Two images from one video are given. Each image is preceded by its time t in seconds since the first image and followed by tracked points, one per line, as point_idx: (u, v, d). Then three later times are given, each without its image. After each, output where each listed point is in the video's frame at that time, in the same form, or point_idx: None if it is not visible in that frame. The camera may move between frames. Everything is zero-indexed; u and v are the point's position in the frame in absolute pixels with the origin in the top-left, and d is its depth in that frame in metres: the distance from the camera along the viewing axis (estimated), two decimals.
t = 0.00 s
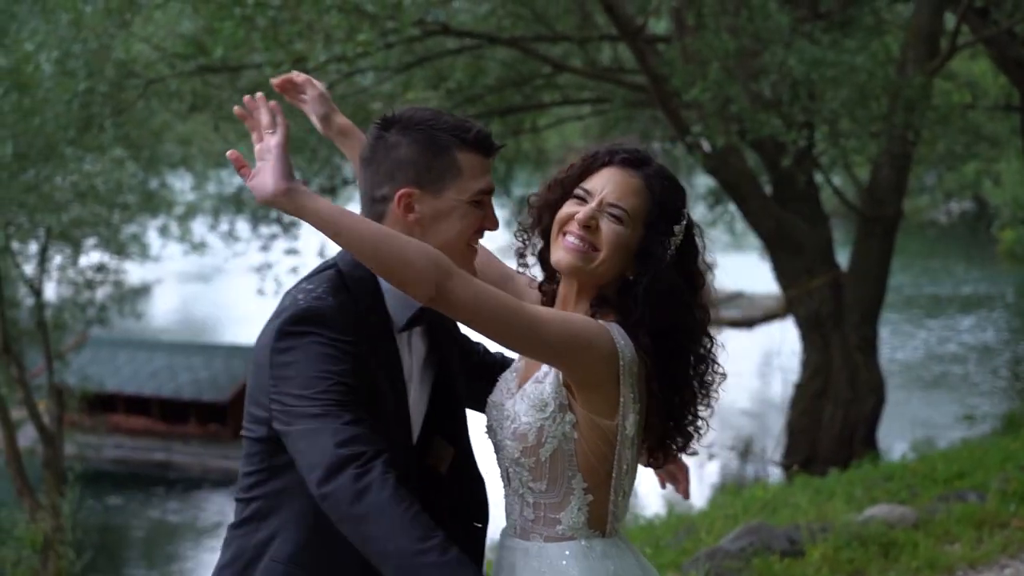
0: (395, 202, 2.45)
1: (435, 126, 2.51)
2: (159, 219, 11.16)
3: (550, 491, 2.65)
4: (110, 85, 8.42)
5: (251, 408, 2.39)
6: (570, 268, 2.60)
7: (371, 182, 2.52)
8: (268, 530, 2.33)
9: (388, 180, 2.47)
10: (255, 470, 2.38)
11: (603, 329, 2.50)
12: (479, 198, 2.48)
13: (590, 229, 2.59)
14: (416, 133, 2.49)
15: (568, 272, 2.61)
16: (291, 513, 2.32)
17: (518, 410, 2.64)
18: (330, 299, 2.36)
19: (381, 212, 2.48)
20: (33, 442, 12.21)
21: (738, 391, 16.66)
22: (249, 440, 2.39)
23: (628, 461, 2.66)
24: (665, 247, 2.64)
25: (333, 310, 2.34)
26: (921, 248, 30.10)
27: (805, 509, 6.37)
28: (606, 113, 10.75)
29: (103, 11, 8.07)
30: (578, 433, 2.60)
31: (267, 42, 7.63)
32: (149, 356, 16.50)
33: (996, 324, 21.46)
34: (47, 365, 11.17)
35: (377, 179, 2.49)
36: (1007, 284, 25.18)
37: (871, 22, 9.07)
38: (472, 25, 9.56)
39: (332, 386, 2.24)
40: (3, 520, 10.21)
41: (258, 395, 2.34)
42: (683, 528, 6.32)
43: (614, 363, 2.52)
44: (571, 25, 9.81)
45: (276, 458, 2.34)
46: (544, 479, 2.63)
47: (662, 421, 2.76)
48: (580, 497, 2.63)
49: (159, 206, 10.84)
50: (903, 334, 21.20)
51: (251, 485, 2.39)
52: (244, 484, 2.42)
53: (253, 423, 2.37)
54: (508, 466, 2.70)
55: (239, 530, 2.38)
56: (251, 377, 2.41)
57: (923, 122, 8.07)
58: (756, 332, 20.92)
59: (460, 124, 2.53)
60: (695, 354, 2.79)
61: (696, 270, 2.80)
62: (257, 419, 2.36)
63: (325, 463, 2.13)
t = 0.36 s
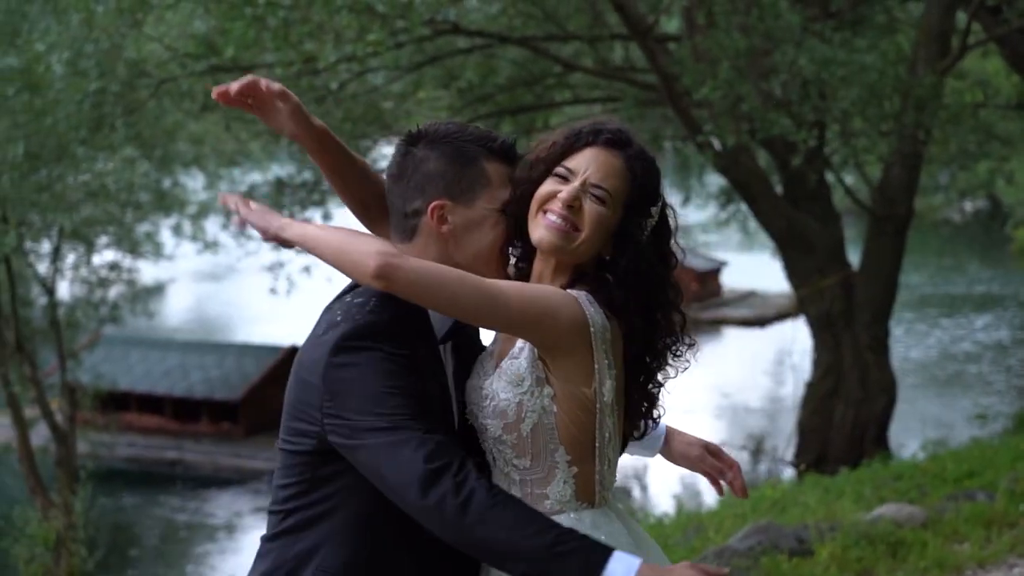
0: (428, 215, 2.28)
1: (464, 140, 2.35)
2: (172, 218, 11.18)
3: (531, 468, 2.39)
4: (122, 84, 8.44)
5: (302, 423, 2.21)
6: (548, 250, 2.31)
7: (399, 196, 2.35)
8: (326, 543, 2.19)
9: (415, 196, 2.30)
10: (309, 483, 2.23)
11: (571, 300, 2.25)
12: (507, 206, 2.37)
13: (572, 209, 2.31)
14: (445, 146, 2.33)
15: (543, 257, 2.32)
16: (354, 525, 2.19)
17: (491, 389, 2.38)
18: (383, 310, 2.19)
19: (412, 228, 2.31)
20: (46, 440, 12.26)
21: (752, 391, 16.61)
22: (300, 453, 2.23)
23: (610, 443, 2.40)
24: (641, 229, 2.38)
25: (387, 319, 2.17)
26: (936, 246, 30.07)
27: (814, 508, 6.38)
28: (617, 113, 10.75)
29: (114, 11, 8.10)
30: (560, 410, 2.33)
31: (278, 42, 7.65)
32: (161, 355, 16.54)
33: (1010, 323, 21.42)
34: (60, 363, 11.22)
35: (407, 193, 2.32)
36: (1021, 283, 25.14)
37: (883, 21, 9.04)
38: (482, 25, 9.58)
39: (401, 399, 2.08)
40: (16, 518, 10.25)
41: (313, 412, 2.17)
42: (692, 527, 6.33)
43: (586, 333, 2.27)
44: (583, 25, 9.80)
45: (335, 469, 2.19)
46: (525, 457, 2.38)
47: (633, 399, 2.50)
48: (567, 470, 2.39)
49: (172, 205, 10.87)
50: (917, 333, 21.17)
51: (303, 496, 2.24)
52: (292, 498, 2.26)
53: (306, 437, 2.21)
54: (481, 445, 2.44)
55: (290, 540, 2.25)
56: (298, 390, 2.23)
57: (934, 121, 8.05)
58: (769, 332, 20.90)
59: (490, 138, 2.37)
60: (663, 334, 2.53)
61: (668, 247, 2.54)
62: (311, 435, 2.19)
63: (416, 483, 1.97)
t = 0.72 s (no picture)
0: (444, 216, 2.15)
1: (471, 144, 2.24)
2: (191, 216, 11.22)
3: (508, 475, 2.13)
4: (141, 83, 8.47)
5: (335, 432, 2.04)
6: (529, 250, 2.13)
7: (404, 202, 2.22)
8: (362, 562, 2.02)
9: (424, 200, 2.17)
10: (342, 496, 2.05)
11: (541, 291, 2.06)
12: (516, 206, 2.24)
13: (554, 207, 2.13)
14: (453, 149, 2.21)
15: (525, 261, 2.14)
16: (392, 536, 2.02)
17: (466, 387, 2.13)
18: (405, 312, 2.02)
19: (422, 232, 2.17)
20: (66, 437, 12.31)
21: (771, 390, 16.55)
22: (333, 465, 2.05)
23: (596, 450, 2.17)
24: (626, 226, 2.20)
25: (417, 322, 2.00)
26: (957, 245, 30.02)
27: (830, 506, 6.39)
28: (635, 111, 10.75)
29: (133, 10, 8.13)
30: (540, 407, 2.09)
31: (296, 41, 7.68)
32: (181, 352, 16.58)
33: None
34: (81, 361, 11.26)
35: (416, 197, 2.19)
36: None
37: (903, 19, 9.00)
38: (499, 23, 9.59)
39: (454, 409, 1.94)
40: (35, 514, 10.30)
41: (350, 424, 2.00)
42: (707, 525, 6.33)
43: (559, 322, 2.07)
44: (601, 24, 9.80)
45: (372, 481, 2.02)
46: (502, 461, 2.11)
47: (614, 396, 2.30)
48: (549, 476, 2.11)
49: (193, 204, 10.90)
50: (937, 332, 21.12)
51: (336, 509, 2.06)
52: (323, 510, 2.09)
53: (340, 448, 2.03)
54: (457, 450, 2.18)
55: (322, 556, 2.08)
56: (329, 396, 2.05)
57: (953, 120, 8.03)
58: (788, 331, 20.87)
59: (497, 143, 2.26)
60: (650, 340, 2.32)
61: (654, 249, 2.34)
62: (346, 447, 2.02)
63: (495, 496, 1.87)
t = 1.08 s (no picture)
0: (450, 215, 2.21)
1: (460, 142, 2.25)
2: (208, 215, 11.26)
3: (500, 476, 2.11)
4: (157, 83, 8.50)
5: (355, 442, 2.01)
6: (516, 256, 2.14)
7: (405, 202, 2.25)
8: None
9: (428, 202, 2.21)
10: (362, 507, 2.02)
11: (532, 291, 2.05)
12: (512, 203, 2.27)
13: (539, 213, 2.12)
14: (449, 148, 2.22)
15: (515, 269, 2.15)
16: (418, 539, 2.01)
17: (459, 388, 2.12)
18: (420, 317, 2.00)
19: (429, 232, 2.21)
20: (83, 435, 12.34)
21: (788, 391, 16.52)
22: (352, 474, 2.02)
23: (593, 452, 2.16)
24: (618, 227, 2.21)
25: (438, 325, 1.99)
26: (976, 244, 29.93)
27: (842, 506, 6.39)
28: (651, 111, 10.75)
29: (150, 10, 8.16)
30: (532, 405, 2.08)
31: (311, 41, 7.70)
32: (197, 351, 16.63)
33: None
34: (97, 360, 11.29)
35: (419, 199, 2.21)
36: None
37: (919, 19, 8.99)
38: (515, 23, 9.60)
39: (486, 408, 1.95)
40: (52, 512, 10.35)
41: (375, 433, 1.97)
42: (720, 524, 6.34)
43: (554, 322, 2.05)
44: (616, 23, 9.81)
45: (397, 488, 2.01)
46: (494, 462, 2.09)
47: (625, 405, 2.27)
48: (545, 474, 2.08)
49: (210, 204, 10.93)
50: (955, 332, 21.06)
51: (356, 518, 2.03)
52: (342, 521, 2.05)
53: (361, 456, 2.00)
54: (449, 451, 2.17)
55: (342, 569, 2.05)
56: (346, 404, 2.02)
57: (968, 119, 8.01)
58: (805, 331, 20.85)
59: (488, 136, 2.29)
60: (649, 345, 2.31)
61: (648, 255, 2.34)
62: (370, 456, 1.99)
63: (546, 493, 1.92)
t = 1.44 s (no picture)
0: (453, 218, 2.25)
1: (460, 147, 2.28)
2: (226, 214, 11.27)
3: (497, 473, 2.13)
4: (173, 82, 8.52)
5: (359, 446, 2.04)
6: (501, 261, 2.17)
7: (405, 205, 2.27)
8: None
9: (431, 204, 2.25)
10: (366, 512, 2.05)
11: (539, 286, 2.08)
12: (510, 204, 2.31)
13: (525, 220, 2.15)
14: (450, 152, 2.26)
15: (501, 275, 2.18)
16: (422, 539, 2.04)
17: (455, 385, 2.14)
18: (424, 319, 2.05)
19: (432, 237, 2.26)
20: (100, 434, 12.37)
21: (806, 390, 16.50)
22: (357, 479, 2.05)
23: (588, 452, 2.18)
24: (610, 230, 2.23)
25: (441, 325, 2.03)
26: (996, 244, 29.83)
27: (855, 506, 6.38)
28: (667, 111, 10.75)
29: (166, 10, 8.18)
30: (536, 404, 2.09)
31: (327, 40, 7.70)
32: (214, 350, 16.66)
33: None
34: (114, 359, 11.32)
35: (421, 203, 2.24)
36: None
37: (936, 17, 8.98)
38: (531, 22, 9.61)
39: (493, 407, 2.00)
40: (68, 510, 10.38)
41: (380, 436, 2.00)
42: (733, 524, 6.34)
43: (560, 316, 2.09)
44: (632, 22, 9.81)
45: (402, 492, 2.04)
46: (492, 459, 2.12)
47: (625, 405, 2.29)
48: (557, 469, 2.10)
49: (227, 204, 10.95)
50: (973, 332, 21.00)
51: (361, 523, 2.06)
52: (346, 526, 2.08)
53: (365, 459, 2.04)
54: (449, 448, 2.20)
55: None
56: (350, 408, 2.05)
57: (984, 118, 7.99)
58: (822, 331, 20.82)
59: (489, 143, 2.31)
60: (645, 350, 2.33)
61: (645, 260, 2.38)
62: (376, 460, 2.02)
63: (557, 491, 2.01)
